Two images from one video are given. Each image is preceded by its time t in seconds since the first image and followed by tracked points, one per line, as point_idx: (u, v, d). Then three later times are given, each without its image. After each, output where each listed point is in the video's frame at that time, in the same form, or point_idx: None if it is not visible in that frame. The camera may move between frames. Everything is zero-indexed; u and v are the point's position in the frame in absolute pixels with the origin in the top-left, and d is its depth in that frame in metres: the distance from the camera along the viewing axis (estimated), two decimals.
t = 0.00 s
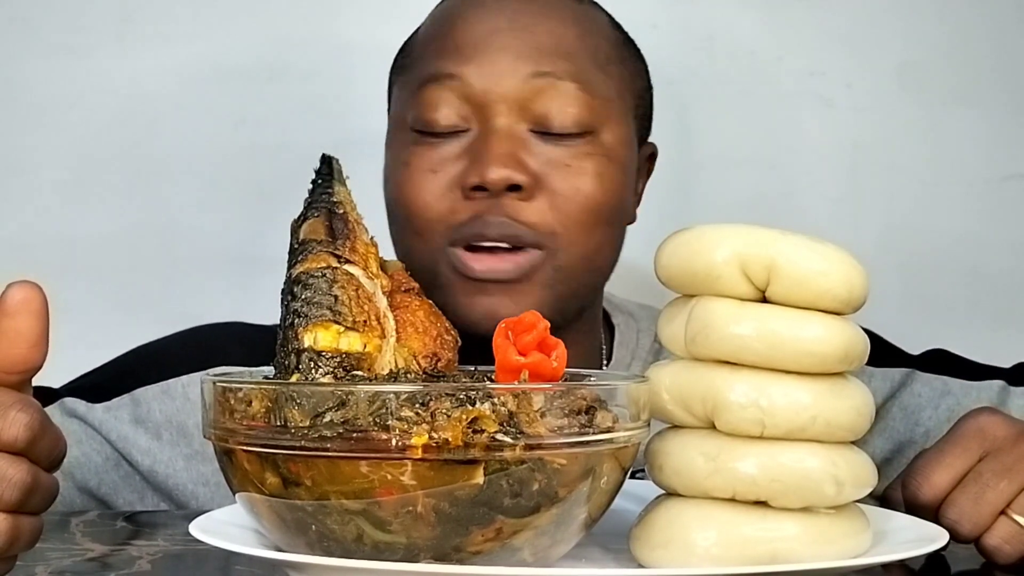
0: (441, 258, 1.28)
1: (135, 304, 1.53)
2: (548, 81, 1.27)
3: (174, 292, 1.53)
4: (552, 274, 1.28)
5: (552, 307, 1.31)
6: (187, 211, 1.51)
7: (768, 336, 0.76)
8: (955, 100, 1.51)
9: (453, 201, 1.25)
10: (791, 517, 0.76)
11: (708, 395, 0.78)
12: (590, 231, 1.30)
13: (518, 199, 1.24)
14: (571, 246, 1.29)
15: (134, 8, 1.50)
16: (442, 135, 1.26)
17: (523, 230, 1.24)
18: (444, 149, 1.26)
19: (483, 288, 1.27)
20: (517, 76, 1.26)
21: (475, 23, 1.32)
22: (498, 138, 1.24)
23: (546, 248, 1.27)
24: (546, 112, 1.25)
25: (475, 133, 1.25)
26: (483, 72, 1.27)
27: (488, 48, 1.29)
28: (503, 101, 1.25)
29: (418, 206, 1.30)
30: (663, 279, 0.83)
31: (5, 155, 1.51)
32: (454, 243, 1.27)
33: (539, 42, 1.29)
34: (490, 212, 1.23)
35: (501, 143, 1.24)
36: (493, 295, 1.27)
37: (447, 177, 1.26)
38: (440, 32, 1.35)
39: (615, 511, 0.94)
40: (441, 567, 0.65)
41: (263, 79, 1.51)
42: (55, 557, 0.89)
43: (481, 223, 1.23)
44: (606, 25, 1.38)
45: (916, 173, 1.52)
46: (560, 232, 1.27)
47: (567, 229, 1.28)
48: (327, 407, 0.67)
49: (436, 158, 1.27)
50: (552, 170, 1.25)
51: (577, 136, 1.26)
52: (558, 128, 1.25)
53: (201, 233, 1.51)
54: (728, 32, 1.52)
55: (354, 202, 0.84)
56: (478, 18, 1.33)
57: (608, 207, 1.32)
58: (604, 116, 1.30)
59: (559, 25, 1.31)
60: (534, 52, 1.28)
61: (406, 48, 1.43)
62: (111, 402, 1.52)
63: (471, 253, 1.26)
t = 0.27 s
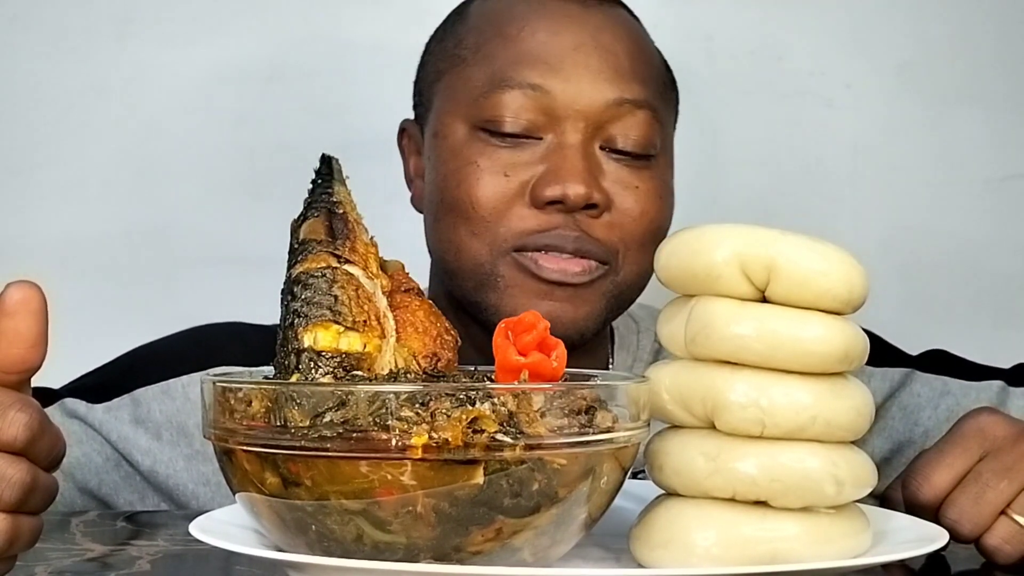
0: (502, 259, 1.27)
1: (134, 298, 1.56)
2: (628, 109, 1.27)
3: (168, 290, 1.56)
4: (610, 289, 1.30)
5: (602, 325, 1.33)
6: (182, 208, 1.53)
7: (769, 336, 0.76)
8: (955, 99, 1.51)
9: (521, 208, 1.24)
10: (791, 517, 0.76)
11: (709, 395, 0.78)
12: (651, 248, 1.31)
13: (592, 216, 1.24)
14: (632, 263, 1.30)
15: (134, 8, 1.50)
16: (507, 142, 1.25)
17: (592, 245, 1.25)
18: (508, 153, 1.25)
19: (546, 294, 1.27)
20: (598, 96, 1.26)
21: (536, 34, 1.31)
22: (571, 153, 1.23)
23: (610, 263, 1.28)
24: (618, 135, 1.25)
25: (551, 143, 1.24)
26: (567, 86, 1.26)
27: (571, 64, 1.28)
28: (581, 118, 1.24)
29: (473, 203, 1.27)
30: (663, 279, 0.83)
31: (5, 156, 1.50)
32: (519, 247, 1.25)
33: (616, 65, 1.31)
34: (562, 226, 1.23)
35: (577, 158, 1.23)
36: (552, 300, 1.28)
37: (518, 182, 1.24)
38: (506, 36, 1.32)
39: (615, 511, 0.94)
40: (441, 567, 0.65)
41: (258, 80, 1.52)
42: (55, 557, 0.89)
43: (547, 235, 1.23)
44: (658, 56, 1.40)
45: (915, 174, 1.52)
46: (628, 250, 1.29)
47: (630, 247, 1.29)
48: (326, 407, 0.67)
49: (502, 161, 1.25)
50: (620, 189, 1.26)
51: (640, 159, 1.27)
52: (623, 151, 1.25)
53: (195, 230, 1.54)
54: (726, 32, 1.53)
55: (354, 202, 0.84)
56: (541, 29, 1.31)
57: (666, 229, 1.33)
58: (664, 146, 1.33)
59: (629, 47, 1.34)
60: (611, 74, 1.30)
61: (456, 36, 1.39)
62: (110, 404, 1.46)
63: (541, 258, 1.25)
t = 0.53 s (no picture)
0: (514, 264, 1.28)
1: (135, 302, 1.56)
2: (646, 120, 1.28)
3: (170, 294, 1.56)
4: (617, 298, 1.31)
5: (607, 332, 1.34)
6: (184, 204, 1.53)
7: (769, 336, 0.76)
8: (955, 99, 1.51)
9: (534, 214, 1.26)
10: (791, 517, 0.76)
11: (708, 395, 0.78)
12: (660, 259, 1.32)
13: (607, 226, 1.25)
14: (642, 273, 1.31)
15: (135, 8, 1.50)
16: (524, 146, 1.26)
17: (604, 253, 1.26)
18: (525, 157, 1.25)
19: (555, 303, 1.28)
20: (617, 106, 1.27)
21: (556, 40, 1.32)
22: (587, 161, 1.24)
23: (620, 272, 1.29)
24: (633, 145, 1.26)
25: (567, 149, 1.24)
26: (586, 94, 1.27)
27: (592, 73, 1.29)
28: (599, 127, 1.25)
29: (487, 206, 1.28)
30: (663, 279, 0.83)
31: (5, 156, 1.50)
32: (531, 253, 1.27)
33: (635, 79, 1.33)
34: (575, 233, 1.24)
35: (592, 166, 1.24)
36: (560, 309, 1.29)
37: (533, 187, 1.25)
38: (529, 42, 1.33)
39: (615, 511, 0.94)
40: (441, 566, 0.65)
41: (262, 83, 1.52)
42: (55, 557, 0.89)
43: (559, 242, 1.25)
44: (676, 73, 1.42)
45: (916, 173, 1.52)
46: (638, 260, 1.30)
47: (642, 257, 1.30)
48: (326, 407, 0.67)
49: (517, 165, 1.26)
50: (632, 199, 1.27)
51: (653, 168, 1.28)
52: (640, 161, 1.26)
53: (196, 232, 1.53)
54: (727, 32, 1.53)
55: (354, 202, 0.84)
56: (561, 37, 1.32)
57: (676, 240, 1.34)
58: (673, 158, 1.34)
59: (647, 59, 1.36)
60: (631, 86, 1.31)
61: (473, 34, 1.39)
62: (111, 401, 1.53)
63: (552, 272, 1.27)
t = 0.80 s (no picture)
0: (509, 265, 1.37)
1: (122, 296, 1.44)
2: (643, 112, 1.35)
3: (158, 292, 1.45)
4: (612, 301, 1.38)
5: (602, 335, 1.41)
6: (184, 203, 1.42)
7: (769, 336, 0.76)
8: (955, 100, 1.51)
9: (533, 212, 1.33)
10: (791, 517, 0.76)
11: (709, 395, 0.78)
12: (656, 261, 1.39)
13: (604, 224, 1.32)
14: (637, 275, 1.38)
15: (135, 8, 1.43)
16: (525, 143, 1.33)
17: (601, 253, 1.33)
18: (525, 155, 1.33)
19: (550, 306, 1.37)
20: (616, 102, 1.33)
21: (558, 36, 1.37)
22: (586, 158, 1.31)
23: (615, 272, 1.36)
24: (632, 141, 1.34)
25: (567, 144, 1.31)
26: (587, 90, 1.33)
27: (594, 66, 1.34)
28: (598, 123, 1.32)
29: (484, 205, 1.36)
30: (663, 279, 0.84)
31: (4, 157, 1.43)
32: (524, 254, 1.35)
33: (636, 69, 1.37)
34: (570, 232, 1.32)
35: (591, 164, 1.31)
36: (554, 314, 1.37)
37: (530, 186, 1.32)
38: (530, 38, 1.38)
39: (615, 511, 0.94)
40: (441, 567, 0.65)
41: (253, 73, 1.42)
42: (55, 557, 0.89)
43: (557, 241, 1.32)
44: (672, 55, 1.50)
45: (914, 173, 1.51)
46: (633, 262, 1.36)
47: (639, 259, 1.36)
48: (326, 407, 0.67)
49: (516, 164, 1.33)
50: (630, 198, 1.34)
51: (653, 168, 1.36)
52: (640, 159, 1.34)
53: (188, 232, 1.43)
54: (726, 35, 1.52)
55: (354, 202, 0.84)
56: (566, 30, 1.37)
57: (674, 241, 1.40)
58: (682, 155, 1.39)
59: (653, 54, 1.39)
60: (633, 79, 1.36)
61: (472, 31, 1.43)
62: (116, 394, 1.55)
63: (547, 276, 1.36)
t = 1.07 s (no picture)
0: (464, 257, 1.33)
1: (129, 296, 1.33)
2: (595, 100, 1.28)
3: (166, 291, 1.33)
4: (575, 292, 1.34)
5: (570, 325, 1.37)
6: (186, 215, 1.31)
7: (769, 336, 0.76)
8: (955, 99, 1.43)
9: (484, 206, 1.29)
10: (791, 517, 0.76)
11: (708, 395, 0.78)
12: (620, 250, 1.34)
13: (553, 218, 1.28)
14: (599, 266, 1.33)
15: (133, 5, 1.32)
16: (476, 140, 1.28)
17: (549, 246, 1.29)
18: (476, 151, 1.28)
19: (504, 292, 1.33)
20: (565, 91, 1.27)
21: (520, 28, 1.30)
22: (539, 151, 1.26)
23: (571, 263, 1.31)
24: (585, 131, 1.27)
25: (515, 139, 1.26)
26: (535, 81, 1.27)
27: (545, 57, 1.28)
28: (547, 114, 1.26)
29: (439, 202, 1.31)
30: (663, 279, 0.83)
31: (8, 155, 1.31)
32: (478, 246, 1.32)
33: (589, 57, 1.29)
34: (517, 226, 1.28)
35: (541, 157, 1.26)
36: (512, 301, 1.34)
37: (480, 181, 1.28)
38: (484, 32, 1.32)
39: (615, 511, 0.94)
40: (442, 567, 0.65)
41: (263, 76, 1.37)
42: (55, 557, 0.89)
43: (502, 236, 1.29)
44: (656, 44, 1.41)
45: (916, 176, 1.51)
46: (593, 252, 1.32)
47: (597, 249, 1.32)
48: (326, 407, 0.67)
49: (465, 159, 1.29)
50: (585, 189, 1.28)
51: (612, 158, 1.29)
52: (597, 150, 1.27)
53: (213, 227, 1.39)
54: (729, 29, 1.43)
55: (354, 202, 0.84)
56: (523, 20, 1.31)
57: (639, 230, 1.34)
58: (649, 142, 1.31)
59: (616, 42, 1.31)
60: (585, 67, 1.29)
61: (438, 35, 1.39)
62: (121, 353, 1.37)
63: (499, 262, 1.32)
